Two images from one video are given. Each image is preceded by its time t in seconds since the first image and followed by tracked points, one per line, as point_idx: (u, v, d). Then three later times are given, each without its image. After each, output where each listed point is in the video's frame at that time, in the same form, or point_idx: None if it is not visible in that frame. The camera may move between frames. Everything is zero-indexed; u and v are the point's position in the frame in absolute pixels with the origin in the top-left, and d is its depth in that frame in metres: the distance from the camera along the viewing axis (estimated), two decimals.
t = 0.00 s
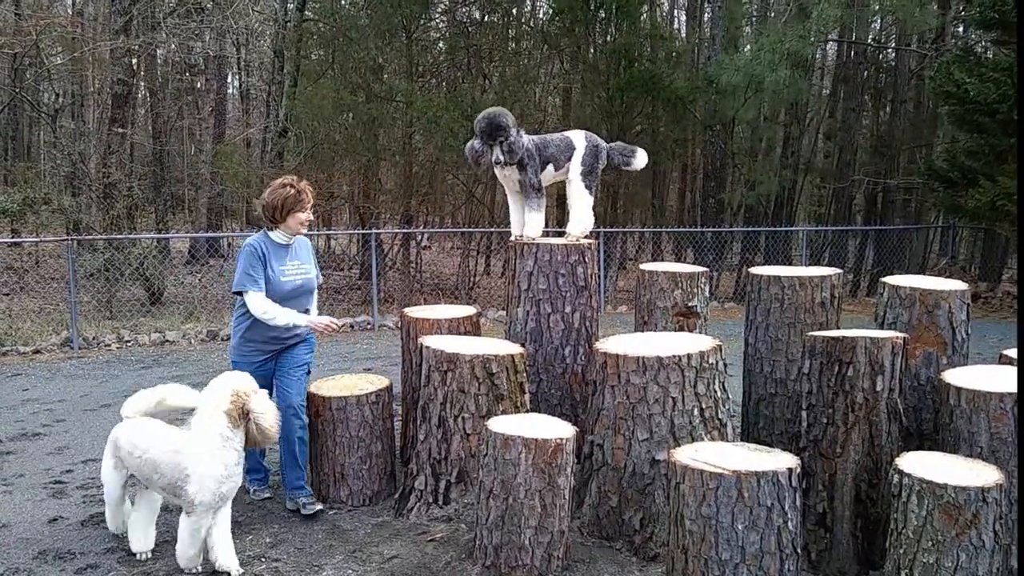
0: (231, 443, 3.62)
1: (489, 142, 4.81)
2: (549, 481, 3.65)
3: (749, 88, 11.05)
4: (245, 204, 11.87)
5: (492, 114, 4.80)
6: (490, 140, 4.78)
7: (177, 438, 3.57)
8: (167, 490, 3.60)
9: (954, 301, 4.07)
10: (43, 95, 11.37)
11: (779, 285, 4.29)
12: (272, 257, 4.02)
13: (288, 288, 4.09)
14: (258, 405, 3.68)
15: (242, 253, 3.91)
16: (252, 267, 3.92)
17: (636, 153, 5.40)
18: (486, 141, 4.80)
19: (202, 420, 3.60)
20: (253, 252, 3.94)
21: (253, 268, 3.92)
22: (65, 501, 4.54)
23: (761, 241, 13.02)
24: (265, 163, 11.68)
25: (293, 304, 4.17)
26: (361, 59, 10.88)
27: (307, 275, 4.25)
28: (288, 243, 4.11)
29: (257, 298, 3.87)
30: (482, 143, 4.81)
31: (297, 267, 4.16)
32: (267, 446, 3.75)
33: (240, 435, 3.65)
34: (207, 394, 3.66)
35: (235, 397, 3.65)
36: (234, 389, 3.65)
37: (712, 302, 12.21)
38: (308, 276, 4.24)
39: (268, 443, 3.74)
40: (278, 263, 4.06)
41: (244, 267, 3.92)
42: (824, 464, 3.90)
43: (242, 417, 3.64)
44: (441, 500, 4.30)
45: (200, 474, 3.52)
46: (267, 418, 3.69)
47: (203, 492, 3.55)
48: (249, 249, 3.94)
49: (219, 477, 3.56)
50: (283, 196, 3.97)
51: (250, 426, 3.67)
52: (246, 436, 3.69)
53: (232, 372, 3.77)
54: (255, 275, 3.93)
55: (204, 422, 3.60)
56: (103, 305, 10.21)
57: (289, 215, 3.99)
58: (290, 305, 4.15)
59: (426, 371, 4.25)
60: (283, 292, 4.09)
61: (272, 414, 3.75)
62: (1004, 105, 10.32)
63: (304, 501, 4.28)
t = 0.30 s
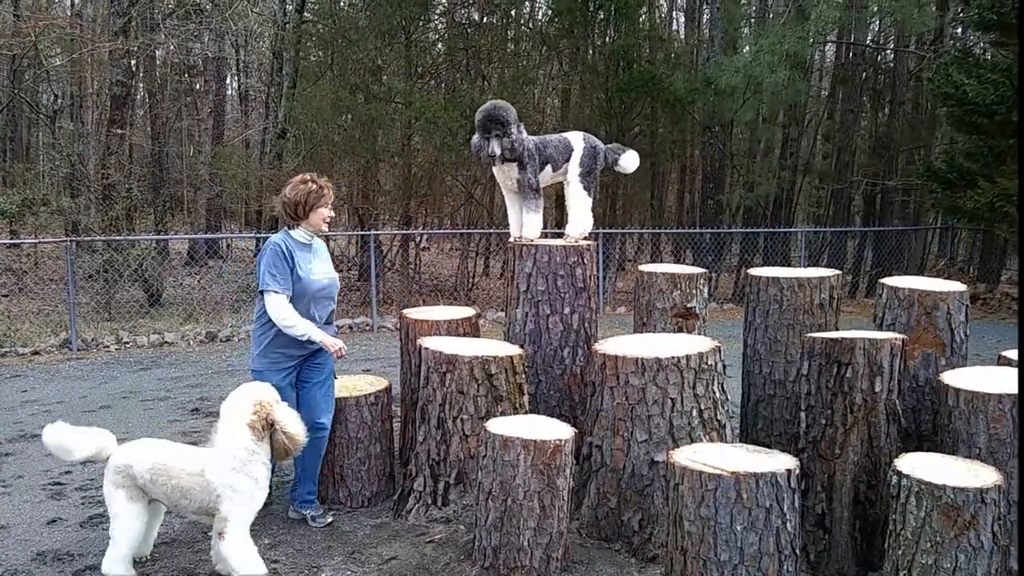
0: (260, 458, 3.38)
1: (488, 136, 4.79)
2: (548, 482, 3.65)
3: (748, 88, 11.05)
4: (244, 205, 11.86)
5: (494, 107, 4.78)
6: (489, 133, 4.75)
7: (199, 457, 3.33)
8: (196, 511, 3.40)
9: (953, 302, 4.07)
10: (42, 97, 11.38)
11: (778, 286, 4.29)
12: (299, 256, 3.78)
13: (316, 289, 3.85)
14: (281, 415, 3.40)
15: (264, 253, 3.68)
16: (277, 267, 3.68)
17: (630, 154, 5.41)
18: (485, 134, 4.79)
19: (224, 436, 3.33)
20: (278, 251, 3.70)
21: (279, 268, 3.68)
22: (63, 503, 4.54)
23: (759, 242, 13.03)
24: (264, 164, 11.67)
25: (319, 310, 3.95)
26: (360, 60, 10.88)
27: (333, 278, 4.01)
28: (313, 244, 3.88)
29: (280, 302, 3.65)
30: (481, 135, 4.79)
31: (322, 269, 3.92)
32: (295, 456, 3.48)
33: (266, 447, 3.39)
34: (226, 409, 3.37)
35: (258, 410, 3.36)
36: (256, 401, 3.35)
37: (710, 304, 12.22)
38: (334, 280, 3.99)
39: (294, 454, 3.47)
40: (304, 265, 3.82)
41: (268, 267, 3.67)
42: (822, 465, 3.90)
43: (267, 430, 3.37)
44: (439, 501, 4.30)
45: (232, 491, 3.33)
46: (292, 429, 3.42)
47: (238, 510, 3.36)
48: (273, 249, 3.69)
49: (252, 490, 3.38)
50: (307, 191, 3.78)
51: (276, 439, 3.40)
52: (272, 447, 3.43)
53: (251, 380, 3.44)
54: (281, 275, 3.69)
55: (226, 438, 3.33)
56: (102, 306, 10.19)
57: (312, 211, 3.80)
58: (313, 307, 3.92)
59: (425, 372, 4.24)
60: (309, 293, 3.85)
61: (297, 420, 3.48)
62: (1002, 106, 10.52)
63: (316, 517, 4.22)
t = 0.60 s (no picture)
0: (284, 466, 3.21)
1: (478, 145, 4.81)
2: (546, 483, 3.66)
3: (745, 89, 11.03)
4: (242, 205, 11.85)
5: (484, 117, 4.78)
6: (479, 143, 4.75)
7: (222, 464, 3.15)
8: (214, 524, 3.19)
9: (950, 303, 4.08)
10: (40, 98, 11.36)
11: (776, 287, 4.28)
12: (327, 260, 3.54)
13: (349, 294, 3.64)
14: (309, 421, 3.25)
15: (289, 259, 3.44)
16: (302, 276, 3.44)
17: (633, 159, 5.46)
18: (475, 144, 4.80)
19: (248, 442, 3.17)
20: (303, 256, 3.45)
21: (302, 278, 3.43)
22: (61, 504, 4.53)
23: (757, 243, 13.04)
24: (262, 165, 11.67)
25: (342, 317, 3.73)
26: (358, 60, 10.89)
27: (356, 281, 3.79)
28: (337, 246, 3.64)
29: (295, 314, 3.41)
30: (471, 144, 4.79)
31: (348, 273, 3.69)
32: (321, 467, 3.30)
33: (292, 454, 3.22)
34: (251, 413, 3.20)
35: (286, 414, 3.20)
36: (286, 405, 3.20)
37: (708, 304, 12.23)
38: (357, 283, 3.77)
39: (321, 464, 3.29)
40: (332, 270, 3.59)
41: (292, 273, 3.43)
42: (820, 465, 3.91)
43: (294, 436, 3.21)
44: (437, 502, 4.31)
45: (256, 500, 3.15)
46: (317, 437, 3.24)
47: (261, 521, 3.18)
48: (298, 254, 3.45)
49: (276, 501, 3.21)
50: (330, 191, 3.55)
51: (303, 447, 3.23)
52: (298, 456, 3.24)
53: (276, 385, 3.28)
54: (306, 283, 3.45)
55: (251, 444, 3.17)
56: (100, 307, 10.17)
57: (336, 212, 3.58)
58: (340, 311, 3.70)
59: (423, 373, 4.25)
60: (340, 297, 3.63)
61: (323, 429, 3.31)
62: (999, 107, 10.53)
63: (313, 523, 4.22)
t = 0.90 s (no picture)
0: (308, 478, 3.16)
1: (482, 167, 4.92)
2: (542, 483, 3.67)
3: (740, 89, 10.97)
4: (238, 206, 11.84)
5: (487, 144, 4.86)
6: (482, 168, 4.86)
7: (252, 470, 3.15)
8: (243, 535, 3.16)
9: (945, 302, 4.09)
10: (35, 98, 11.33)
11: (771, 286, 4.28)
12: (351, 261, 3.51)
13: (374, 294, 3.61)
14: (334, 436, 3.15)
15: (317, 263, 3.39)
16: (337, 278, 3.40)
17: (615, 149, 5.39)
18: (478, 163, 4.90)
19: (275, 450, 3.15)
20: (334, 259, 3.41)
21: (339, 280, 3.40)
22: (56, 505, 4.52)
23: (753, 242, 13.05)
24: (258, 165, 11.66)
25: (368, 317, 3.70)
26: (354, 61, 10.89)
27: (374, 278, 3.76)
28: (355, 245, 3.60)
29: (337, 319, 3.38)
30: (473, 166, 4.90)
31: (368, 270, 3.65)
32: (347, 484, 3.20)
33: (315, 468, 3.16)
34: (281, 422, 3.19)
35: (308, 426, 3.14)
36: (308, 416, 3.14)
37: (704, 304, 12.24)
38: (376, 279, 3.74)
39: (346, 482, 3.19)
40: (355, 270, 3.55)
41: (321, 279, 3.38)
42: (815, 464, 3.91)
43: (317, 449, 3.14)
44: (434, 502, 4.32)
45: (277, 512, 3.12)
46: (339, 455, 3.13)
47: (280, 534, 3.13)
48: (328, 259, 3.40)
49: (298, 514, 3.16)
50: (347, 191, 3.49)
51: (327, 461, 3.13)
52: (320, 472, 3.17)
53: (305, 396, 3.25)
54: (336, 287, 3.41)
55: (276, 454, 3.15)
56: (95, 308, 10.14)
57: (349, 212, 3.53)
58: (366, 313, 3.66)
59: (419, 373, 4.25)
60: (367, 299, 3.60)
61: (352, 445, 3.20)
62: (993, 107, 10.64)
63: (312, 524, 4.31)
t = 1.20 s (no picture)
0: (342, 481, 3.17)
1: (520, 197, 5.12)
2: (537, 482, 3.67)
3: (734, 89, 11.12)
4: (232, 206, 11.83)
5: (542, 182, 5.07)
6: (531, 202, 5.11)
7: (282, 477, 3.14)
8: (279, 540, 3.19)
9: (938, 301, 4.09)
10: (29, 98, 11.30)
11: (765, 285, 4.29)
12: (376, 258, 3.52)
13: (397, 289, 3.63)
14: (367, 440, 3.14)
15: (351, 262, 3.38)
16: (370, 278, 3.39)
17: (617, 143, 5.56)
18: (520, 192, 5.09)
19: (305, 455, 3.14)
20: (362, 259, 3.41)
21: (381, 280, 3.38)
22: (51, 505, 4.52)
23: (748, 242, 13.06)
24: (252, 165, 11.65)
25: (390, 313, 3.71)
26: (349, 60, 10.88)
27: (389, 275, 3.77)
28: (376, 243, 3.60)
29: (380, 313, 3.38)
30: (523, 201, 5.09)
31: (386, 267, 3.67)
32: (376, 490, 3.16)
33: (349, 470, 3.16)
34: (310, 426, 3.15)
35: (341, 430, 3.14)
36: (341, 420, 3.14)
37: (698, 304, 12.25)
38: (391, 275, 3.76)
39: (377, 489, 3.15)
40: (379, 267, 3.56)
41: (358, 276, 3.37)
42: (809, 463, 3.92)
43: (351, 452, 3.14)
44: (428, 502, 4.33)
45: (315, 513, 3.14)
46: (372, 459, 3.11)
47: (320, 535, 3.16)
48: (356, 258, 3.39)
49: (336, 514, 3.19)
50: (373, 189, 3.46)
51: (357, 467, 3.11)
52: (354, 477, 3.13)
53: (338, 396, 3.22)
54: (370, 282, 3.41)
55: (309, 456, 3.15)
56: (89, 308, 10.11)
57: (378, 212, 3.49)
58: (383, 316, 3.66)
59: (414, 372, 4.25)
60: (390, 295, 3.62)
61: (384, 449, 3.18)
62: (987, 106, 10.77)
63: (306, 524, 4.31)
